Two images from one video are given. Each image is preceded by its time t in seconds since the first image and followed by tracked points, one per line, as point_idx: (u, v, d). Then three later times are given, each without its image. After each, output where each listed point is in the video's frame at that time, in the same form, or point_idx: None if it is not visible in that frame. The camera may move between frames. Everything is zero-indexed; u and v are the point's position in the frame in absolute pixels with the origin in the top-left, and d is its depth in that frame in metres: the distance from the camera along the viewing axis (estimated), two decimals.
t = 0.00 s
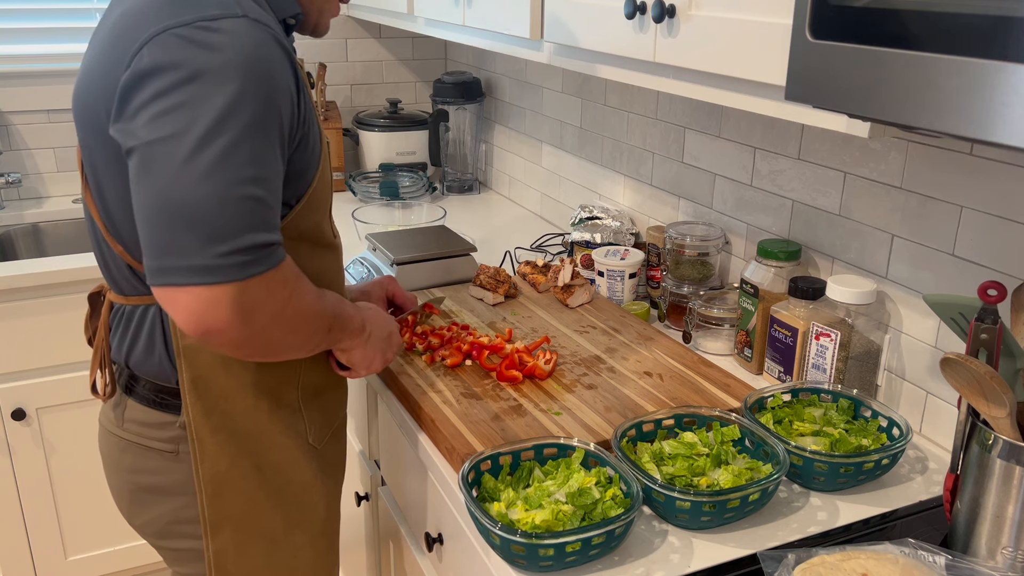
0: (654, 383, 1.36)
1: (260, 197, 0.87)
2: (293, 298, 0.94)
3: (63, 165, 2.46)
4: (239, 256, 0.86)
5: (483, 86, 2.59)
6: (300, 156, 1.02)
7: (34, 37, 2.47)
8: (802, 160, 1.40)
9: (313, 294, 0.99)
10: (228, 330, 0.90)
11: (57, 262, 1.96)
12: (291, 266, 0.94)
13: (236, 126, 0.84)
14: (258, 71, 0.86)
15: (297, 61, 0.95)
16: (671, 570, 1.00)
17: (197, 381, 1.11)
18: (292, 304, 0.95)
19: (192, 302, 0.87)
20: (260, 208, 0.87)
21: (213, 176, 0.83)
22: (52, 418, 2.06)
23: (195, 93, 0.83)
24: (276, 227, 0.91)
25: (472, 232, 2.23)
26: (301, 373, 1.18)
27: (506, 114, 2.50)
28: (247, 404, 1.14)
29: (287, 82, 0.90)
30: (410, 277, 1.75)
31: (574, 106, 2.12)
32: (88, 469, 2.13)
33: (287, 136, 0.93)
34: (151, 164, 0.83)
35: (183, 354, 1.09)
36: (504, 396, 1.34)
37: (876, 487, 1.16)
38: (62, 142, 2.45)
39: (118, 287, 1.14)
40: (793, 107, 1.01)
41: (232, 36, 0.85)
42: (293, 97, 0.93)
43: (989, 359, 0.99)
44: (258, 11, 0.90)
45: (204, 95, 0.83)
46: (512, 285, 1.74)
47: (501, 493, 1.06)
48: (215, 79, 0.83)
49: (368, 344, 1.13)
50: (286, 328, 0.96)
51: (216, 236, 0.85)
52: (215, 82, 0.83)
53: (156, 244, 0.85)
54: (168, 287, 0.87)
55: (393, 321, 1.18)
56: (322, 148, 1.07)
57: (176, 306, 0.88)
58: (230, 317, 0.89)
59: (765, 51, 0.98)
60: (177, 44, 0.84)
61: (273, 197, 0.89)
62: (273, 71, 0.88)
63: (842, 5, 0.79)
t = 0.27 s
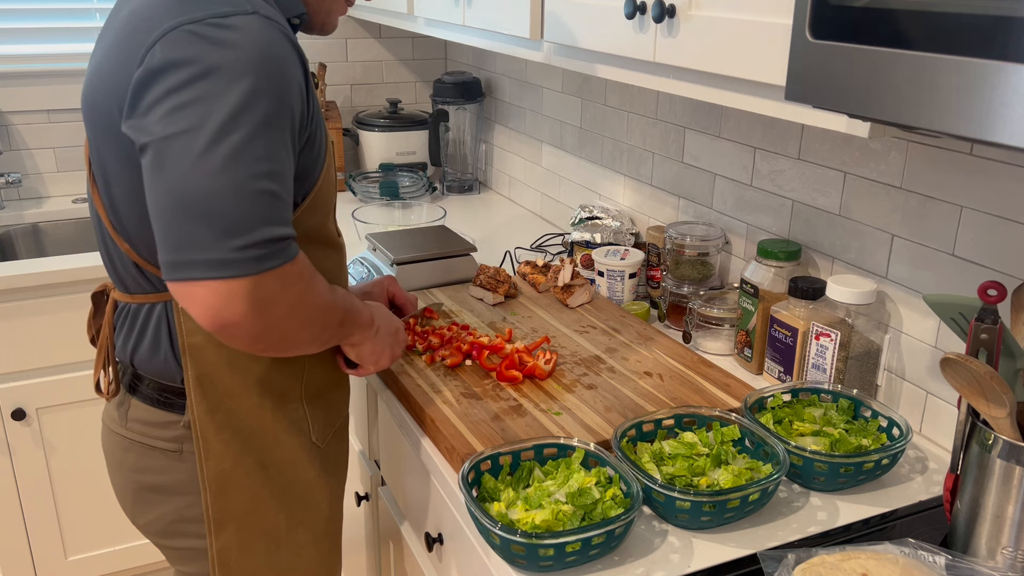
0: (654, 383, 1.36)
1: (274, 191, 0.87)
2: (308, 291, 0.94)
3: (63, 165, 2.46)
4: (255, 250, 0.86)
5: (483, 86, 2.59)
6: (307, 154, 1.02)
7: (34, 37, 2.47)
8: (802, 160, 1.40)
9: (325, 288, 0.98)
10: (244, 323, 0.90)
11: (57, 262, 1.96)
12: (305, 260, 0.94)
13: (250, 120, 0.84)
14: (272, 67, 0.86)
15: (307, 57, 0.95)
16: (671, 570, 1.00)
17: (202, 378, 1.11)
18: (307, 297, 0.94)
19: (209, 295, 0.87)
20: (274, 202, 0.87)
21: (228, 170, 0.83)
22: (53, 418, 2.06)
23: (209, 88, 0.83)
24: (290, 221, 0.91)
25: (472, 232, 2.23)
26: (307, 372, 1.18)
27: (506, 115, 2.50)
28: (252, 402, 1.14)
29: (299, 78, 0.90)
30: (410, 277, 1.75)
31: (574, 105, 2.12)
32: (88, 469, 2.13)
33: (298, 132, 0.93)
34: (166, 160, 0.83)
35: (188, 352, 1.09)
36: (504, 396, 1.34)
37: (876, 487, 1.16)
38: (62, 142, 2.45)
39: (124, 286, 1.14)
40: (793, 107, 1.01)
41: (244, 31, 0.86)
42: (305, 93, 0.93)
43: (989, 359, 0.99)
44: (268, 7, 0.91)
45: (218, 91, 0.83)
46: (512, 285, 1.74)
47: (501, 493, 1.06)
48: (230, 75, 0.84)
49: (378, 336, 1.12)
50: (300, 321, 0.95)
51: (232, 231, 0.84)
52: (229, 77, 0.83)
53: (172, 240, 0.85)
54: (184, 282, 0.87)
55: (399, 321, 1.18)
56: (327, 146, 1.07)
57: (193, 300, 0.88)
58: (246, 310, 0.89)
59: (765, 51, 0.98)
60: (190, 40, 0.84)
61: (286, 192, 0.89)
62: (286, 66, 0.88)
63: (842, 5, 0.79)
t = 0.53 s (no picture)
0: (654, 383, 1.36)
1: (291, 189, 0.87)
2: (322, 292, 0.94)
3: (63, 165, 2.46)
4: (273, 249, 0.86)
5: (483, 86, 2.59)
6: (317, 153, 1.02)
7: (34, 38, 2.47)
8: (802, 160, 1.40)
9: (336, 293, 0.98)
10: (264, 323, 0.89)
11: (57, 262, 1.96)
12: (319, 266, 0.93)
13: (265, 119, 0.84)
14: (286, 65, 0.86)
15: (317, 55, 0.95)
16: (671, 570, 1.00)
17: (207, 378, 1.10)
18: (322, 299, 0.94)
19: (230, 294, 0.86)
20: (291, 200, 0.87)
21: (247, 168, 0.83)
22: (53, 418, 2.06)
23: (226, 86, 0.83)
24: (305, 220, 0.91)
25: (472, 232, 2.23)
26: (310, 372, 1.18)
27: (506, 115, 2.50)
28: (256, 402, 1.14)
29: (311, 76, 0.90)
30: (410, 277, 1.75)
31: (575, 105, 2.12)
32: (88, 469, 2.13)
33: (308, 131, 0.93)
34: (184, 159, 0.83)
35: (193, 351, 1.09)
36: (504, 396, 1.34)
37: (876, 487, 1.16)
38: (62, 142, 2.45)
39: (128, 285, 1.13)
40: (792, 107, 1.01)
41: (259, 29, 0.86)
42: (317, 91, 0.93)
43: (989, 359, 0.99)
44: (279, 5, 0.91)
45: (234, 90, 0.83)
46: (512, 285, 1.74)
47: (501, 493, 1.06)
48: (245, 73, 0.84)
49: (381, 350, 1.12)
50: (316, 324, 0.95)
51: (251, 230, 0.84)
52: (244, 75, 0.84)
53: (190, 240, 0.85)
54: (203, 282, 0.86)
55: (400, 333, 1.19)
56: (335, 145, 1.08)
57: (212, 300, 0.87)
58: (268, 309, 0.88)
59: (766, 51, 0.98)
60: (205, 38, 0.84)
61: (302, 190, 0.89)
62: (299, 64, 0.88)
63: (842, 5, 0.79)
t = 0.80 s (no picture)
0: (654, 383, 1.36)
1: (258, 210, 0.86)
2: (299, 310, 0.94)
3: (63, 165, 2.46)
4: (237, 273, 0.86)
5: (483, 86, 2.59)
6: (300, 162, 1.01)
7: (34, 37, 2.47)
8: (802, 160, 1.40)
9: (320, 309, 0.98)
10: (227, 343, 0.90)
11: (57, 262, 1.96)
12: (294, 276, 0.94)
13: (229, 140, 0.83)
14: (252, 83, 0.85)
15: (293, 67, 0.94)
16: (671, 570, 1.00)
17: (206, 387, 1.10)
18: (298, 316, 0.95)
19: (192, 317, 0.87)
20: (258, 222, 0.86)
21: (209, 191, 0.82)
22: (53, 418, 2.06)
23: (189, 107, 0.82)
24: (277, 240, 0.90)
25: (472, 232, 2.23)
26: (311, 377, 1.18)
27: (506, 115, 2.50)
28: (257, 409, 1.14)
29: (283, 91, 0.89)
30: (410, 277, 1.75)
31: (574, 105, 2.11)
32: (89, 469, 2.13)
33: (285, 145, 0.93)
34: (147, 181, 0.82)
35: (191, 360, 1.09)
36: (504, 396, 1.34)
37: (876, 487, 1.16)
38: (62, 142, 2.45)
39: (123, 293, 1.13)
40: (792, 107, 1.01)
41: (223, 46, 0.85)
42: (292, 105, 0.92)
43: (989, 359, 0.99)
44: (250, 17, 0.89)
45: (196, 109, 0.82)
46: (512, 285, 1.74)
47: (501, 493, 1.06)
48: (207, 92, 0.83)
49: (381, 358, 1.13)
50: (290, 342, 0.95)
51: (213, 253, 0.84)
52: (207, 95, 0.83)
53: (155, 262, 0.85)
54: (169, 304, 0.87)
55: (408, 337, 1.19)
56: (323, 148, 1.07)
57: (177, 322, 0.88)
58: (231, 330, 0.89)
59: (766, 51, 0.98)
60: (169, 56, 0.83)
61: (271, 210, 0.88)
62: (268, 80, 0.87)
63: (842, 5, 0.79)
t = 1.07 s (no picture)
0: (654, 383, 1.36)
1: (243, 224, 0.86)
2: (290, 319, 0.95)
3: (63, 164, 2.46)
4: (220, 290, 0.86)
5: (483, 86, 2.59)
6: (294, 167, 1.01)
7: (34, 37, 2.47)
8: (802, 160, 1.40)
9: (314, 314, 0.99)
10: (217, 359, 0.91)
11: (57, 262, 1.96)
12: (287, 285, 0.95)
13: (211, 154, 0.83)
14: (234, 93, 0.84)
15: (282, 73, 0.93)
16: (671, 570, 1.00)
17: (205, 397, 1.10)
18: (289, 326, 0.95)
19: (178, 334, 0.88)
20: (243, 236, 0.86)
21: (191, 207, 0.82)
22: (53, 418, 2.06)
23: (169, 122, 0.82)
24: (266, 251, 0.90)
25: (472, 232, 2.23)
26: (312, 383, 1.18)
27: (506, 114, 2.50)
28: (258, 417, 1.13)
29: (269, 100, 0.88)
30: (410, 277, 1.75)
31: (574, 106, 2.11)
32: (88, 469, 2.13)
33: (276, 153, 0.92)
34: (128, 198, 0.83)
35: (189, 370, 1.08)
36: (504, 396, 1.34)
37: (876, 487, 1.16)
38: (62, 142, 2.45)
39: (122, 302, 1.13)
40: (792, 107, 1.01)
41: (204, 58, 0.84)
42: (280, 115, 0.91)
43: (989, 359, 0.99)
44: (234, 25, 0.88)
45: (176, 123, 0.82)
46: (512, 285, 1.74)
47: (501, 493, 1.06)
48: (188, 104, 0.82)
49: (383, 353, 1.13)
50: (282, 350, 0.96)
51: (196, 271, 0.85)
52: (188, 108, 0.82)
53: (140, 279, 0.86)
54: (155, 320, 0.88)
55: (423, 333, 1.17)
56: (319, 150, 1.06)
57: (165, 340, 0.89)
58: (219, 347, 0.90)
59: (766, 51, 0.98)
60: (150, 69, 0.83)
61: (258, 222, 0.88)
62: (252, 90, 0.86)
63: (842, 5, 0.79)
